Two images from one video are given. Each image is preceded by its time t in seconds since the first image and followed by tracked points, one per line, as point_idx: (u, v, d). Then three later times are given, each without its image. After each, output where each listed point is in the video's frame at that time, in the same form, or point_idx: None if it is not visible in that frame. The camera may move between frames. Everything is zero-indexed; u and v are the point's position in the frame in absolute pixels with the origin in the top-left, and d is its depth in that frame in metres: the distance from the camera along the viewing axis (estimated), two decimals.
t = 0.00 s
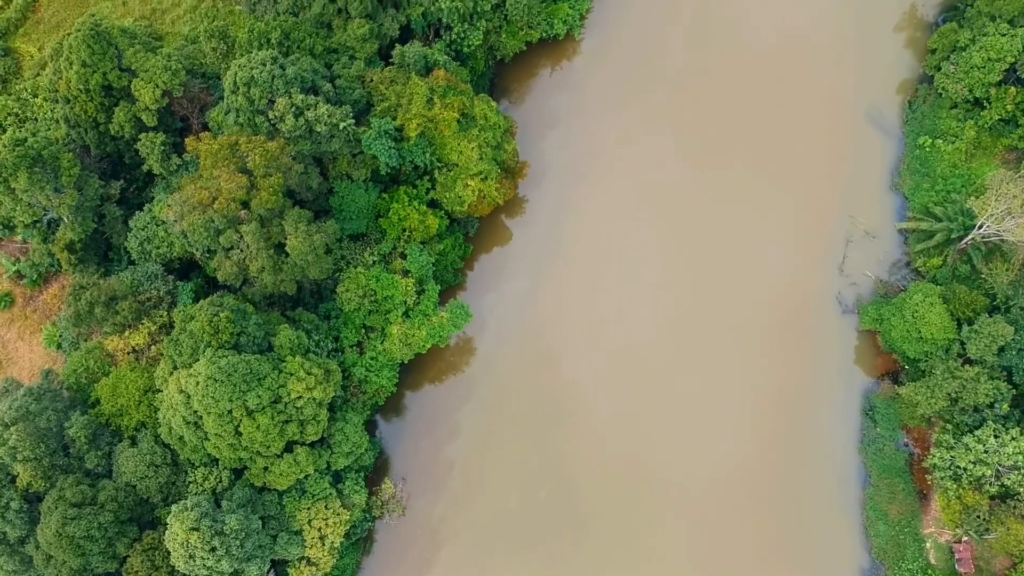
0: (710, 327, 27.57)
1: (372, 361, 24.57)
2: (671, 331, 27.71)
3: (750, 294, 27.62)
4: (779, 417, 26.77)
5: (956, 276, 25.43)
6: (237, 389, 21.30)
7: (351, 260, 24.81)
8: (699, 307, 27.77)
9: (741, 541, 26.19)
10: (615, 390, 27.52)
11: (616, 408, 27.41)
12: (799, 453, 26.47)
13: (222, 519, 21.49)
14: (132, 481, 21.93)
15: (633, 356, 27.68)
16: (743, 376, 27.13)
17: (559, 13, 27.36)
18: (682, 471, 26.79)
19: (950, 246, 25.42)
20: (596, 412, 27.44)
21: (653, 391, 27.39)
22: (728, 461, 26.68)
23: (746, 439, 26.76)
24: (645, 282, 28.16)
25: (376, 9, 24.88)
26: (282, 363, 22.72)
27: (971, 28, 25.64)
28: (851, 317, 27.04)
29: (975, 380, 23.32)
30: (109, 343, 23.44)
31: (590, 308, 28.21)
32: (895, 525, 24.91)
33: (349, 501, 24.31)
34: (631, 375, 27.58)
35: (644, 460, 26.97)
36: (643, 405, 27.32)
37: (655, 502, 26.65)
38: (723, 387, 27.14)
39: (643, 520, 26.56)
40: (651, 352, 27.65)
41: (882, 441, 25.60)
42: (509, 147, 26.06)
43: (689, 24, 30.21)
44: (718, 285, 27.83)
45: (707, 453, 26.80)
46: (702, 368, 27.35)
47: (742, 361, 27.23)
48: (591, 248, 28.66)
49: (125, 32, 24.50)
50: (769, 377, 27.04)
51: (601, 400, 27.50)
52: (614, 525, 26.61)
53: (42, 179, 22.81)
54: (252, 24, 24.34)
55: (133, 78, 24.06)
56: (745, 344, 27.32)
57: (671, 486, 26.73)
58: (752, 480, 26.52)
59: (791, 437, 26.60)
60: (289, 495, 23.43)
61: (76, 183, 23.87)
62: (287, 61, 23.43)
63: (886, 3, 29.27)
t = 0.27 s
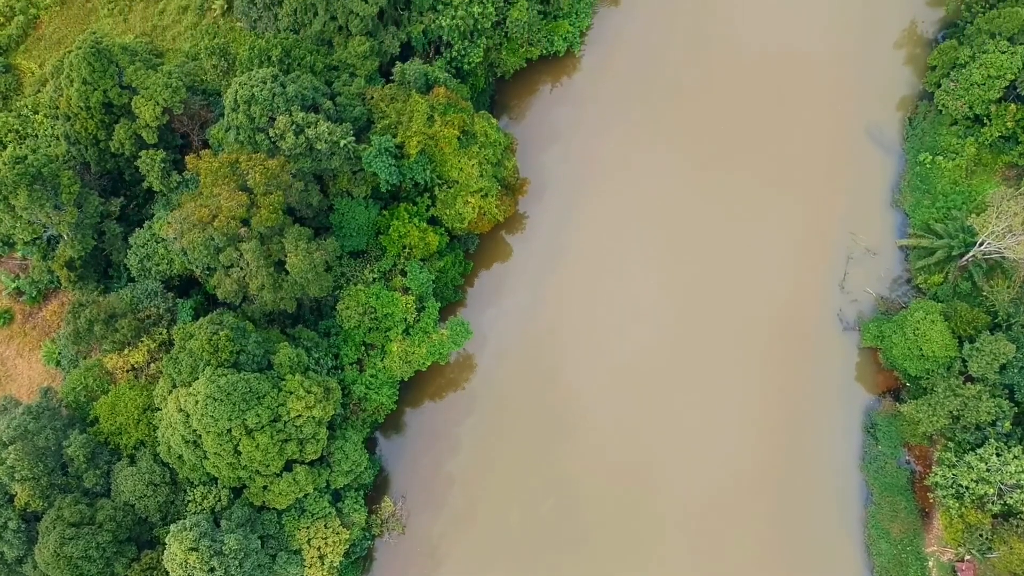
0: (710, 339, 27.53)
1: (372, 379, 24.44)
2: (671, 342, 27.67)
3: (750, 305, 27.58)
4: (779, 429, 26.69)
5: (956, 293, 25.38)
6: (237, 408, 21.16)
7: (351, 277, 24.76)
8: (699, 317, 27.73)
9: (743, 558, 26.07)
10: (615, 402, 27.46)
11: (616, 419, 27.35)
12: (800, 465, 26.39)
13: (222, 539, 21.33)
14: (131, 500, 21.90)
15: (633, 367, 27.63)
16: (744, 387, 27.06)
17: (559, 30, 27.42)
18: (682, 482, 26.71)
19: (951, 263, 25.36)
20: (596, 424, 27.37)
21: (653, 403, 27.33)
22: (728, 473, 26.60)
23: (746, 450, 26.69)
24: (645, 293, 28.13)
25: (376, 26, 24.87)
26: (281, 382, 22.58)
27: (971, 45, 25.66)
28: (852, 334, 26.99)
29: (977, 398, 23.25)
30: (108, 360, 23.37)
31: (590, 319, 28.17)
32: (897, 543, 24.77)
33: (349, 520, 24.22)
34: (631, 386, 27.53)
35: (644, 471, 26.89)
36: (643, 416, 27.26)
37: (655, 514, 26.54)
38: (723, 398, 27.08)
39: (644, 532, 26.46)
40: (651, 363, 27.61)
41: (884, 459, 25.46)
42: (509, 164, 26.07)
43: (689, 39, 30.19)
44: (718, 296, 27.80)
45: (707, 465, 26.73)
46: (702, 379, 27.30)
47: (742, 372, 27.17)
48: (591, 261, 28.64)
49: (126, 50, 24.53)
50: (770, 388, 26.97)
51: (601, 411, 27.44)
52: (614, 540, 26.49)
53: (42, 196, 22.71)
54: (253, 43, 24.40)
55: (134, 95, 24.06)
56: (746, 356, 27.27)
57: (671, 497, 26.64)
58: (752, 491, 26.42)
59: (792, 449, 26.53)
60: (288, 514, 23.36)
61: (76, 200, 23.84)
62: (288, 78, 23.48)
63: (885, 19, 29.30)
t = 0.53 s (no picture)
0: (711, 348, 27.51)
1: (371, 398, 24.37)
2: (671, 351, 27.65)
3: (750, 314, 27.56)
4: (780, 438, 26.63)
5: (958, 311, 25.32)
6: (236, 427, 21.09)
7: (352, 295, 24.70)
8: (700, 326, 27.71)
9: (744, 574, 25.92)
10: (616, 410, 27.41)
11: (617, 428, 27.29)
12: (800, 475, 26.31)
13: (221, 559, 21.22)
14: (129, 520, 21.68)
15: (634, 376, 27.60)
16: (744, 397, 27.03)
17: (560, 47, 27.45)
18: (683, 495, 26.58)
19: (953, 280, 25.31)
20: (596, 433, 27.32)
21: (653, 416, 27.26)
22: (728, 482, 26.52)
23: (746, 459, 26.62)
24: (646, 302, 28.13)
25: (377, 44, 24.87)
26: (281, 401, 22.49)
27: (971, 62, 25.66)
28: (853, 352, 26.93)
29: (979, 416, 23.03)
30: (107, 379, 23.28)
31: (591, 328, 28.15)
32: (900, 562, 24.58)
33: (348, 540, 23.99)
34: (631, 394, 27.49)
35: (645, 480, 26.81)
36: (643, 425, 27.21)
37: (656, 523, 26.44)
38: (724, 407, 27.04)
39: (644, 541, 26.35)
40: (651, 372, 27.59)
41: (886, 477, 25.31)
42: (510, 181, 26.04)
43: (690, 55, 30.22)
44: (718, 305, 27.78)
45: (708, 474, 26.66)
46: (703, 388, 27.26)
47: (743, 381, 27.14)
48: (591, 274, 28.63)
49: (127, 68, 24.59)
50: (770, 398, 26.92)
51: (601, 421, 27.38)
52: (615, 556, 26.33)
53: (41, 215, 22.81)
54: (253, 61, 24.40)
55: (134, 113, 24.06)
56: (746, 365, 27.23)
57: (671, 506, 26.54)
58: (753, 500, 26.34)
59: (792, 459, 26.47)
60: (287, 534, 23.20)
61: (76, 219, 23.82)
62: (289, 97, 23.50)
63: (885, 36, 29.37)
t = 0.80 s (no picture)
0: (711, 361, 27.47)
1: (371, 420, 24.24)
2: (671, 359, 27.65)
3: (750, 323, 27.58)
4: (780, 447, 26.60)
5: (959, 332, 25.24)
6: (235, 450, 20.98)
7: (352, 316, 24.67)
8: (700, 335, 27.73)
9: None
10: (616, 419, 27.39)
11: (617, 436, 27.27)
12: (800, 485, 26.25)
13: None
14: (127, 544, 21.54)
15: (634, 385, 27.59)
16: (745, 406, 27.01)
17: (560, 68, 27.53)
18: (684, 514, 26.45)
19: (954, 301, 25.25)
20: (596, 441, 27.28)
21: (653, 433, 27.17)
22: (728, 491, 26.46)
23: (747, 473, 26.54)
24: (646, 311, 28.15)
25: (377, 65, 24.89)
26: (280, 424, 22.35)
27: (971, 83, 25.67)
28: (854, 373, 26.84)
29: (982, 438, 22.85)
30: (106, 401, 23.20)
31: (591, 337, 28.16)
32: None
33: (347, 563, 23.79)
34: (631, 403, 27.47)
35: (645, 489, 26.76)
36: (643, 433, 27.18)
37: (656, 531, 26.36)
38: (723, 416, 27.01)
39: (644, 550, 26.27)
40: (651, 389, 27.51)
41: (888, 499, 25.16)
42: (510, 202, 26.03)
43: (690, 75, 30.25)
44: (718, 314, 27.80)
45: (708, 482, 26.60)
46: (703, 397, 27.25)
47: (743, 390, 27.13)
48: (591, 291, 28.59)
49: (128, 89, 24.63)
50: (770, 407, 26.89)
51: (601, 438, 27.28)
52: None
53: (42, 236, 22.86)
54: (254, 82, 24.53)
55: (134, 134, 24.07)
56: (746, 374, 27.22)
57: (671, 515, 26.47)
58: (753, 514, 26.24)
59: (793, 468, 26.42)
60: (286, 557, 23.01)
61: (76, 239, 23.79)
62: (290, 118, 23.51)
63: (885, 57, 29.44)
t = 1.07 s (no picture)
0: (712, 379, 27.40)
1: (370, 442, 24.19)
2: (671, 370, 27.64)
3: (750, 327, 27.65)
4: (778, 453, 26.59)
5: (961, 353, 25.19)
6: (234, 474, 20.88)
7: (352, 337, 24.54)
8: (699, 340, 27.78)
9: None
10: (617, 422, 27.40)
11: (616, 440, 27.26)
12: (801, 497, 26.18)
13: None
14: (125, 568, 21.28)
15: (634, 389, 27.63)
16: (744, 410, 27.03)
17: (560, 89, 27.65)
18: (685, 533, 26.29)
19: (955, 322, 25.16)
20: (596, 445, 27.29)
21: (654, 451, 27.06)
22: (728, 492, 26.43)
23: (748, 491, 26.40)
24: (646, 316, 28.20)
25: (377, 87, 24.94)
26: (279, 447, 22.21)
27: (971, 105, 25.71)
28: (856, 394, 26.76)
29: (984, 460, 22.69)
30: (105, 423, 23.05)
31: (591, 341, 28.22)
32: None
33: None
34: (631, 407, 27.49)
35: (643, 493, 26.72)
36: (644, 436, 27.19)
37: (656, 542, 26.26)
38: (723, 419, 27.04)
39: (645, 551, 26.22)
40: (652, 407, 27.42)
41: (891, 521, 25.00)
42: (510, 222, 26.03)
43: (690, 94, 30.31)
44: (717, 319, 27.86)
45: (707, 484, 26.59)
46: (702, 401, 27.28)
47: (742, 394, 27.15)
48: (591, 309, 28.53)
49: (128, 111, 24.67)
50: (769, 413, 26.89)
51: (602, 456, 27.17)
52: None
53: (42, 258, 22.82)
54: (254, 104, 24.57)
55: (135, 156, 24.07)
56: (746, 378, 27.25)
57: (672, 534, 26.30)
58: (755, 533, 26.08)
59: (791, 473, 26.39)
60: None
61: (75, 260, 23.74)
62: (290, 139, 23.50)
63: (884, 77, 29.52)
